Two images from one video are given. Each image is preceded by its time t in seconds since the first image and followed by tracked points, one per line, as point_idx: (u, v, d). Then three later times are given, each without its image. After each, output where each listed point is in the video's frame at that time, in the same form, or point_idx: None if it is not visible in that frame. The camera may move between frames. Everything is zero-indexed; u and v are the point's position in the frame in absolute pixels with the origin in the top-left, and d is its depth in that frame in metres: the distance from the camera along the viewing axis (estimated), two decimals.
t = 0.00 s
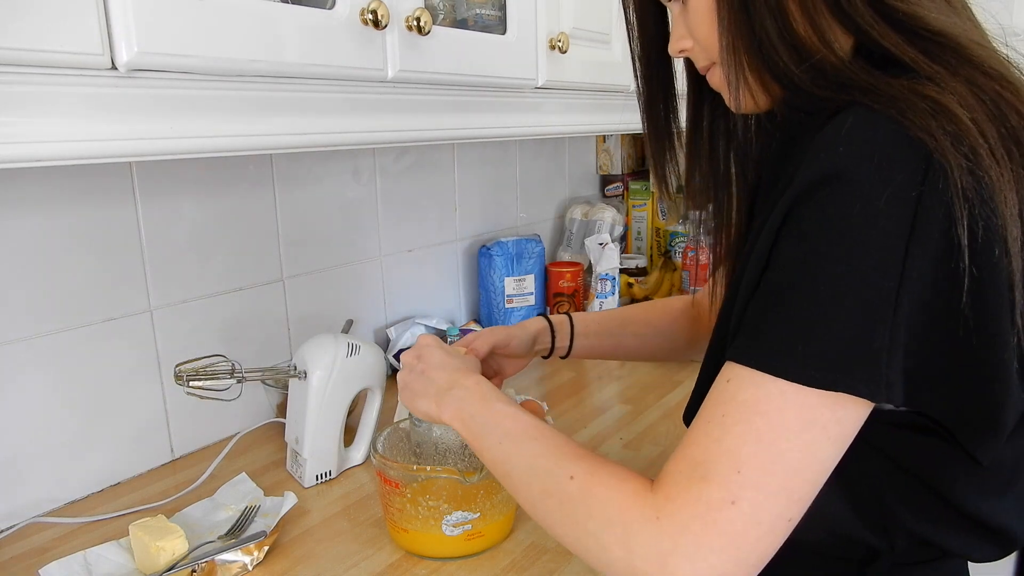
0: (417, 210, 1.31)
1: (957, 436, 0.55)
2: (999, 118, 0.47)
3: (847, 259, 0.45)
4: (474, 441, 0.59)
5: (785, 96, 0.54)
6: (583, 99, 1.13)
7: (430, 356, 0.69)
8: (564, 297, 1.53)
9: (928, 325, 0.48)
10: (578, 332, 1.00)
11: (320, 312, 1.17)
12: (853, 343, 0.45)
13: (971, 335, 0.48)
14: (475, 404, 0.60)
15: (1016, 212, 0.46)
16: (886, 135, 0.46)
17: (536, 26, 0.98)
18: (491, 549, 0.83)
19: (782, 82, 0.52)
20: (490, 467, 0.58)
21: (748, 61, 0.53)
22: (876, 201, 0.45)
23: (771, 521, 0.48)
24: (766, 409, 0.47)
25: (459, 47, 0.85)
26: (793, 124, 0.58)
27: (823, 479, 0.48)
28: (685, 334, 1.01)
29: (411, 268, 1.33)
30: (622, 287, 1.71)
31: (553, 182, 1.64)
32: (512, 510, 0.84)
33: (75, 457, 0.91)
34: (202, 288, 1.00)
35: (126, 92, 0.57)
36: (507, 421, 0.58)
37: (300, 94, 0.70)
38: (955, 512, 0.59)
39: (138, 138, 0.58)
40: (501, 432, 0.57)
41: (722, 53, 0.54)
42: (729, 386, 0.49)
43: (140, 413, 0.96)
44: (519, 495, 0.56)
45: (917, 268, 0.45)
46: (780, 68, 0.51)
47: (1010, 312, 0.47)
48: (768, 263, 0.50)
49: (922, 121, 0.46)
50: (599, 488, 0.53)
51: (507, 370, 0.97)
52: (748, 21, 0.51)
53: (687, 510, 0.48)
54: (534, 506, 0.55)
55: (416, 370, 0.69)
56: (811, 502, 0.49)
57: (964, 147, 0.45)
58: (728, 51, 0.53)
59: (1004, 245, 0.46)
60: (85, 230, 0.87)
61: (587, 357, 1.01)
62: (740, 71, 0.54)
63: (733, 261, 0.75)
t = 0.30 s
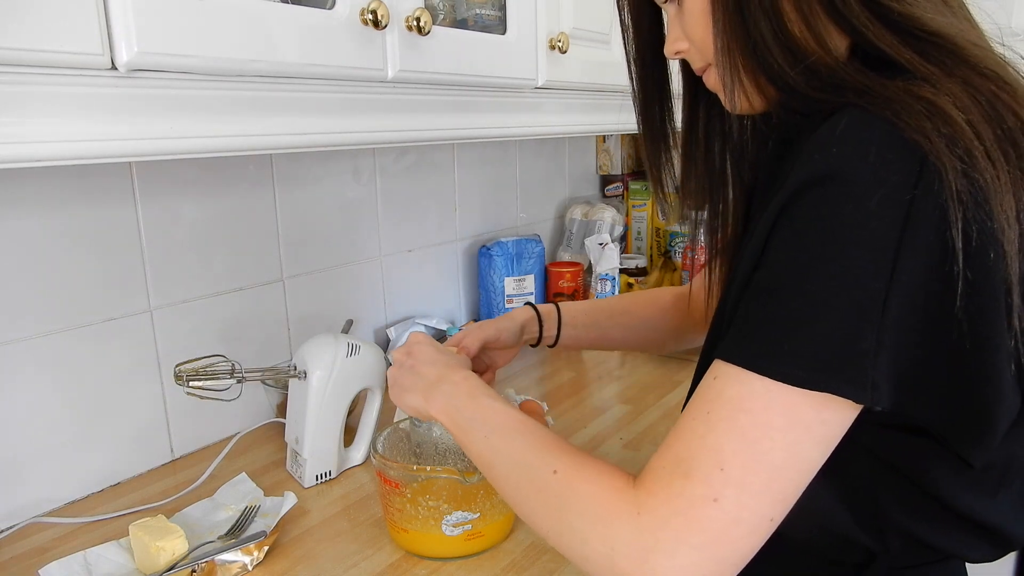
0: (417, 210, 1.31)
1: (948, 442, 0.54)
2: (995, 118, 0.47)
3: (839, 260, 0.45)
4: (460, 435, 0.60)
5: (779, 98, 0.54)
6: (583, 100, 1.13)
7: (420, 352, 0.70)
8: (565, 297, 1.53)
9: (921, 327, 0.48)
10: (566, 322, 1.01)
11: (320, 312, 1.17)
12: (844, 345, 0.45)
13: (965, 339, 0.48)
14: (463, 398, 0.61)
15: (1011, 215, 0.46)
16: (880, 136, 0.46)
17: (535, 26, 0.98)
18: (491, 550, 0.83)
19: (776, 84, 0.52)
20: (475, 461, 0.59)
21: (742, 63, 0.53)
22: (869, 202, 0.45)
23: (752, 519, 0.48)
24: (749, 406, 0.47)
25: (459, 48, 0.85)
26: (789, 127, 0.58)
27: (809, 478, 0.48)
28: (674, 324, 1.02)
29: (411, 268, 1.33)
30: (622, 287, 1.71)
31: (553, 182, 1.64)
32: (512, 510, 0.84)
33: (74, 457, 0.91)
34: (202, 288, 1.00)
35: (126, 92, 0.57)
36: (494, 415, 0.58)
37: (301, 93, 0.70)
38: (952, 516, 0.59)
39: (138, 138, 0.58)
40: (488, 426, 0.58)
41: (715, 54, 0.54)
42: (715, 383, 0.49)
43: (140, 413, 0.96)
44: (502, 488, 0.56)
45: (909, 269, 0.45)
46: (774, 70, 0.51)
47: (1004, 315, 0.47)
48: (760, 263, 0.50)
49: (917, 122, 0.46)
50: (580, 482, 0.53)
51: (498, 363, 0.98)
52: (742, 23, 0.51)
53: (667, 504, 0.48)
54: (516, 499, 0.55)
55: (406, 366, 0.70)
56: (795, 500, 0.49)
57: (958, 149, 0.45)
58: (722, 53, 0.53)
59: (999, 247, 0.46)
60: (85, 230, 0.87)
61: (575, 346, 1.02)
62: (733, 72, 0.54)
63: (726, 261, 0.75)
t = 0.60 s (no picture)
0: (417, 210, 1.31)
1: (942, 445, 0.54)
2: (994, 119, 0.47)
3: (834, 259, 0.45)
4: (450, 427, 0.60)
5: (778, 100, 0.54)
6: (583, 100, 1.13)
7: (413, 345, 0.70)
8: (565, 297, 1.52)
9: (917, 329, 0.48)
10: (559, 310, 1.01)
11: (320, 312, 1.17)
12: (839, 346, 0.45)
13: (961, 342, 0.48)
14: (454, 389, 0.61)
15: (1009, 217, 0.46)
16: (878, 137, 0.46)
17: (535, 26, 0.98)
18: (491, 550, 0.83)
19: (775, 85, 0.52)
20: (464, 453, 0.59)
21: (741, 64, 0.52)
22: (865, 202, 0.45)
23: (740, 518, 0.48)
24: (741, 404, 0.47)
25: (459, 48, 0.85)
26: (788, 128, 0.58)
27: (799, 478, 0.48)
28: (665, 315, 1.02)
29: (411, 268, 1.33)
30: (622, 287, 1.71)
31: (553, 181, 1.64)
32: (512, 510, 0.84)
33: (74, 457, 0.91)
34: (202, 288, 1.00)
35: (126, 92, 0.57)
36: (484, 407, 0.58)
37: (301, 93, 0.70)
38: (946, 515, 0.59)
39: (137, 138, 0.58)
40: (478, 419, 0.58)
41: (714, 55, 0.54)
42: (707, 380, 0.49)
43: (140, 413, 0.96)
44: (490, 480, 0.57)
45: (905, 270, 0.45)
46: (773, 71, 0.51)
47: (1001, 317, 0.47)
48: (755, 263, 0.50)
49: (916, 124, 0.46)
50: (568, 476, 0.53)
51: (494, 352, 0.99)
52: (740, 24, 0.50)
53: (655, 500, 0.49)
54: (504, 492, 0.56)
55: (398, 357, 0.69)
56: (784, 500, 0.49)
57: (957, 151, 0.45)
58: (720, 54, 0.53)
59: (996, 250, 0.46)
60: (85, 230, 0.87)
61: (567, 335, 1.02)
62: (732, 74, 0.54)
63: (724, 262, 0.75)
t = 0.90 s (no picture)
0: (417, 210, 1.31)
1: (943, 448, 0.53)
2: (1001, 120, 0.47)
3: (838, 256, 0.45)
4: (443, 410, 0.60)
5: (783, 99, 0.54)
6: (583, 100, 1.13)
7: (409, 327, 0.69)
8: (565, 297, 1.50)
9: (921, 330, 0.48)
10: (558, 298, 1.01)
11: (321, 312, 1.17)
12: (840, 345, 0.45)
13: (966, 345, 0.47)
14: (449, 373, 0.61)
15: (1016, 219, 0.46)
16: (884, 136, 0.46)
17: (535, 26, 0.98)
18: (491, 550, 0.83)
19: (780, 84, 0.52)
20: (456, 437, 0.58)
21: (745, 64, 0.52)
22: (870, 199, 0.45)
23: (735, 513, 0.48)
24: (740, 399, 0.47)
25: (459, 48, 0.85)
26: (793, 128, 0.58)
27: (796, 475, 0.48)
28: (663, 311, 1.02)
29: (411, 268, 1.33)
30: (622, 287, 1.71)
31: (553, 181, 1.64)
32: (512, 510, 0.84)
33: (74, 457, 0.91)
34: (202, 288, 1.00)
35: (126, 92, 0.57)
36: (479, 392, 0.58)
37: (301, 93, 0.70)
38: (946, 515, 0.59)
39: (137, 138, 0.58)
40: (472, 405, 0.58)
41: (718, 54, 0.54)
42: (706, 374, 0.49)
43: (140, 413, 0.96)
44: (481, 464, 0.57)
45: (908, 269, 0.45)
46: (777, 71, 0.51)
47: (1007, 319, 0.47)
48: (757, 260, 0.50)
49: (922, 123, 0.46)
50: (562, 464, 0.53)
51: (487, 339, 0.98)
52: (744, 24, 0.50)
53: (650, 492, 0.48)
54: (495, 477, 0.56)
55: (393, 341, 0.69)
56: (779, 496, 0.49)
57: (964, 152, 0.45)
58: (724, 54, 0.53)
59: (1003, 253, 0.46)
60: (84, 229, 0.87)
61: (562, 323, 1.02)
62: (736, 73, 0.54)
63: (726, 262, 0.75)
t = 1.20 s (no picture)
0: (417, 210, 1.31)
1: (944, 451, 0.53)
2: (1015, 119, 0.47)
3: (845, 251, 0.45)
4: (437, 388, 0.59)
5: (793, 98, 0.54)
6: (583, 100, 1.13)
7: (407, 306, 0.69)
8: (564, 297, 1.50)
9: (928, 328, 0.48)
10: (557, 283, 1.01)
11: (321, 312, 1.17)
12: (843, 341, 0.45)
13: (973, 346, 0.47)
14: (445, 353, 0.61)
15: None
16: (896, 133, 0.46)
17: (535, 25, 0.98)
18: (491, 550, 0.83)
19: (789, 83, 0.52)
20: (448, 415, 0.58)
21: (754, 62, 0.52)
22: (879, 195, 0.45)
23: (727, 504, 0.48)
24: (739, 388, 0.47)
25: (459, 47, 0.85)
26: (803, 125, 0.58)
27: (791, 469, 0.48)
28: (661, 301, 1.02)
29: (411, 268, 1.33)
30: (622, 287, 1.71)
31: (553, 181, 1.64)
32: (512, 510, 0.84)
33: (74, 457, 0.91)
34: (202, 288, 1.00)
35: (126, 92, 0.57)
36: (475, 373, 0.58)
37: (301, 93, 0.70)
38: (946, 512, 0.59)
39: (137, 138, 0.58)
40: (465, 386, 0.58)
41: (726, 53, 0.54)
42: (707, 362, 0.49)
43: (139, 413, 0.96)
44: (472, 444, 0.57)
45: (916, 266, 0.45)
46: (787, 69, 0.51)
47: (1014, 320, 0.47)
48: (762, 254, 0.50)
49: (934, 121, 0.46)
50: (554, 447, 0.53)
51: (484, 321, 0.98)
52: (753, 22, 0.50)
53: (643, 479, 0.49)
54: (487, 458, 0.56)
55: (390, 320, 0.69)
56: (773, 489, 0.49)
57: (976, 151, 0.45)
58: (733, 51, 0.53)
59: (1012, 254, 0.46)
60: (84, 229, 0.87)
61: (560, 309, 1.02)
62: (744, 71, 0.54)
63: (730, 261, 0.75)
